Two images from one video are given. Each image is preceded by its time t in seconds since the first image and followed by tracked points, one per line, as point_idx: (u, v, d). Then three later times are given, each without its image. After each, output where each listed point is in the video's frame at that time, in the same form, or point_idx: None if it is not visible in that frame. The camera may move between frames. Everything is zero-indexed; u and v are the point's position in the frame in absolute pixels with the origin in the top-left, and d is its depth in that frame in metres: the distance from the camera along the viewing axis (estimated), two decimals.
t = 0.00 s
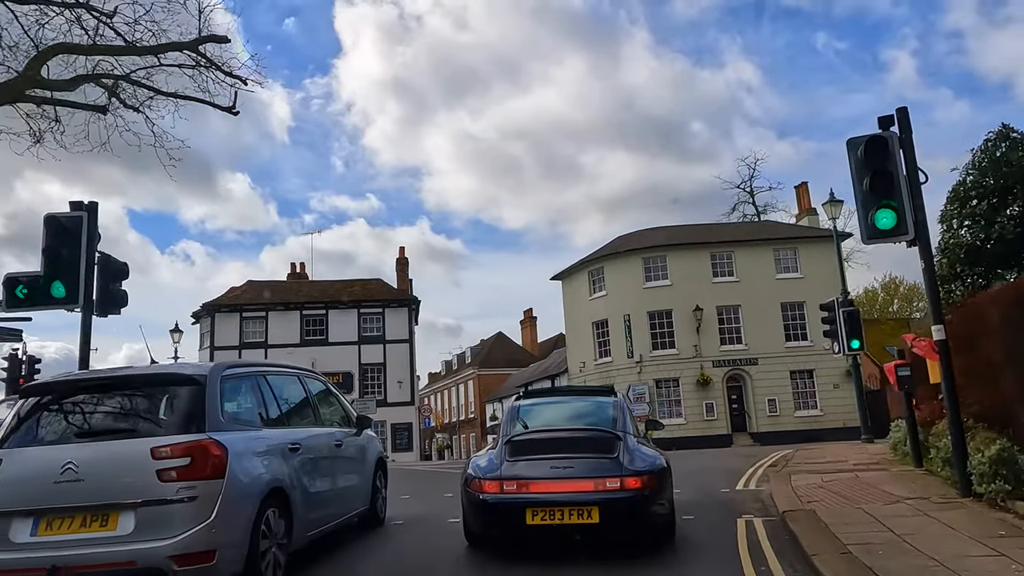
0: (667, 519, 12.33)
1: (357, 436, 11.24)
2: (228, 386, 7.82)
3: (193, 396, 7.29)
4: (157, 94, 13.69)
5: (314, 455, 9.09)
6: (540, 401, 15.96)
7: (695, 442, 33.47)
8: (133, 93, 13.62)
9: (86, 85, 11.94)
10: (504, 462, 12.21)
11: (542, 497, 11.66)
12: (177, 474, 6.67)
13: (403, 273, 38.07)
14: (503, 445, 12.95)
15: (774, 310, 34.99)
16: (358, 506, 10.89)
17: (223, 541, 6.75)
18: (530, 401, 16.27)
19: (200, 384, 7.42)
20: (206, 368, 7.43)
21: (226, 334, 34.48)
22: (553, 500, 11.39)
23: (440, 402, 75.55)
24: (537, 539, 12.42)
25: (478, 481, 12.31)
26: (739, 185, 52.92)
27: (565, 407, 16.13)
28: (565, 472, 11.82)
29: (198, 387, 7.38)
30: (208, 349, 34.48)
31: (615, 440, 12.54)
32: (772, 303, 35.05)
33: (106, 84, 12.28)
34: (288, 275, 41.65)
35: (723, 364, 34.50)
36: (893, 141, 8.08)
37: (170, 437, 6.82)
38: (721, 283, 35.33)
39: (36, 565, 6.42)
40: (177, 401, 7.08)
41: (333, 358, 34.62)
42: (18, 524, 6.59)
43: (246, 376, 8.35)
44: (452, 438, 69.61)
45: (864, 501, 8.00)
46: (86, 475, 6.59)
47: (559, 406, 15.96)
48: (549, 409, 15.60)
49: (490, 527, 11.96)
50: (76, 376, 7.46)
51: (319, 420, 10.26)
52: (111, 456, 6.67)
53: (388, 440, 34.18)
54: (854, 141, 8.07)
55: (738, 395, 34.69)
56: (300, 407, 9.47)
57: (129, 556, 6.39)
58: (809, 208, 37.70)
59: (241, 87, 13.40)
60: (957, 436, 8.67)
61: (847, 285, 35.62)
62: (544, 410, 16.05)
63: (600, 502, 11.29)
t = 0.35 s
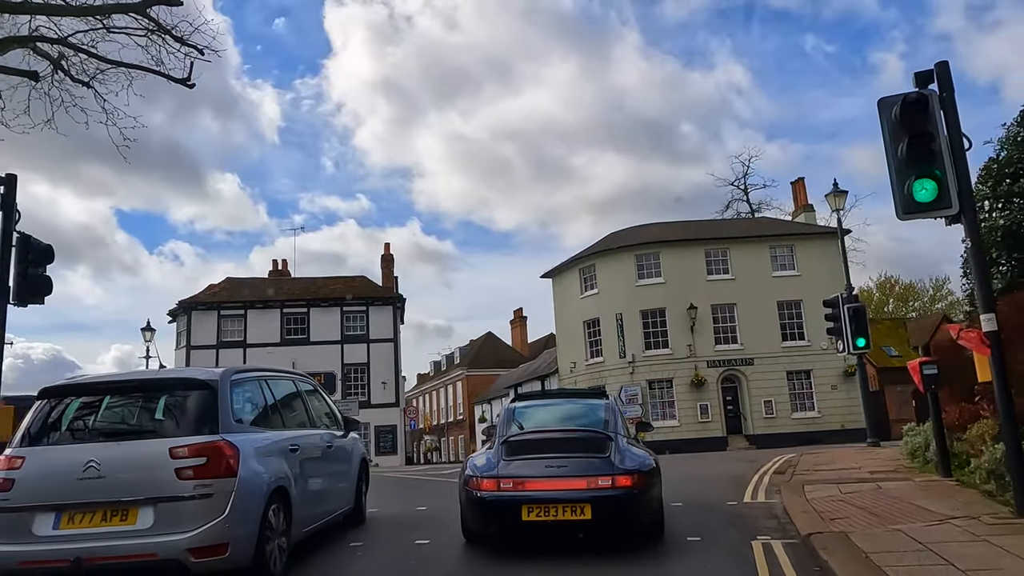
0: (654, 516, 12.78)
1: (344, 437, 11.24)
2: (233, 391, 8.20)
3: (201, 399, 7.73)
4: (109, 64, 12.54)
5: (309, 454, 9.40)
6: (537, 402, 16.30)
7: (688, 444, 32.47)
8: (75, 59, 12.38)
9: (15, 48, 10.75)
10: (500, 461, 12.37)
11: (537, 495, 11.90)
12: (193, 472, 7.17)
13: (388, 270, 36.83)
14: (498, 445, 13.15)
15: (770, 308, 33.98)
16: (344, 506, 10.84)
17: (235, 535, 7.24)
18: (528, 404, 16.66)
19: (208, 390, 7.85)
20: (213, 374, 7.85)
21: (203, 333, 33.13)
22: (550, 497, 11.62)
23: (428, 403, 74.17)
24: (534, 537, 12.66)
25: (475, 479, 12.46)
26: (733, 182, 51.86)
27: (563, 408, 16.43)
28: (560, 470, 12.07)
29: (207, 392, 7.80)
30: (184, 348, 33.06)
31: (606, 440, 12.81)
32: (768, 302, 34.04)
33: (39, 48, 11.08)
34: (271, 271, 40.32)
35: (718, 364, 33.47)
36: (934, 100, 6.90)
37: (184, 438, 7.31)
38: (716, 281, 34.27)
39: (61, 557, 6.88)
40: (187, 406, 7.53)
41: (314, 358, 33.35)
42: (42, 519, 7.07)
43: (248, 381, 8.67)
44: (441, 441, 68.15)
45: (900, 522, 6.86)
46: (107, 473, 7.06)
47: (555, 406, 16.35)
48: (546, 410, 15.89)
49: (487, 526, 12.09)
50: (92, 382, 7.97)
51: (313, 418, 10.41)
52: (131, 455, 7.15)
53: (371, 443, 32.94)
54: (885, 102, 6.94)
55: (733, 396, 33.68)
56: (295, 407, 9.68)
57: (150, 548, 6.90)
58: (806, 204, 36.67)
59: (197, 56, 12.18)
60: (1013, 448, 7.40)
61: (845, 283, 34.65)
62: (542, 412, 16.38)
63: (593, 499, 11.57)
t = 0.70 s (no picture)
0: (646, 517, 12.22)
1: (311, 440, 10.14)
2: (222, 392, 7.55)
3: (195, 401, 7.04)
4: (45, 23, 11.19)
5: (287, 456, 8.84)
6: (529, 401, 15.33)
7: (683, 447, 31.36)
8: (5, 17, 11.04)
9: None
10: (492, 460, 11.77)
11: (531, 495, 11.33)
12: (188, 471, 6.53)
13: (372, 266, 35.49)
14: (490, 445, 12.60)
15: (767, 306, 32.86)
16: (306, 507, 9.65)
17: (227, 530, 6.63)
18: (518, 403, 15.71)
19: (200, 390, 7.17)
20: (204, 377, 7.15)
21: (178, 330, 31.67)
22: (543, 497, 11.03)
23: (416, 404, 72.77)
24: (529, 539, 12.08)
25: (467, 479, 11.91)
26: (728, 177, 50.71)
27: (557, 409, 15.56)
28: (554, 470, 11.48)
29: (198, 392, 7.14)
30: (157, 347, 31.58)
31: (596, 441, 12.26)
32: (765, 300, 32.93)
33: None
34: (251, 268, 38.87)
35: (713, 364, 32.32)
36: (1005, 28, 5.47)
37: (179, 437, 6.66)
38: (711, 278, 33.14)
39: (61, 552, 6.19)
40: (179, 406, 6.84)
41: (293, 357, 31.94)
42: (35, 516, 6.32)
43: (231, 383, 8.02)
44: (428, 442, 66.72)
45: (958, 552, 5.66)
46: (103, 470, 6.35)
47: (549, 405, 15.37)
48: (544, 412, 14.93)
49: (478, 527, 11.54)
50: (75, 381, 7.14)
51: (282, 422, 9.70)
52: (125, 454, 6.45)
53: (353, 446, 31.46)
54: (940, 39, 5.67)
55: (729, 397, 32.58)
56: (271, 409, 9.07)
57: (146, 544, 6.27)
58: (803, 199, 35.56)
59: (145, 18, 10.92)
60: None
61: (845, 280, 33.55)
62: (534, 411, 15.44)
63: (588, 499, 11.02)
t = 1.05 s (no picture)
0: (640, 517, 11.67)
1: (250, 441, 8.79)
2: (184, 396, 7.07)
3: (164, 401, 6.55)
4: None
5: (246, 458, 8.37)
6: (520, 401, 14.35)
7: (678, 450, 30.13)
8: None
9: None
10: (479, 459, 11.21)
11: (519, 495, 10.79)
12: (155, 471, 6.08)
13: (354, 262, 34.01)
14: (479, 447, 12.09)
15: (764, 303, 31.62)
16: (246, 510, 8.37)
17: (193, 529, 6.20)
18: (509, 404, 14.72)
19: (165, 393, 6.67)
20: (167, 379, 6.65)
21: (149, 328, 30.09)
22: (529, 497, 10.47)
23: (403, 406, 71.20)
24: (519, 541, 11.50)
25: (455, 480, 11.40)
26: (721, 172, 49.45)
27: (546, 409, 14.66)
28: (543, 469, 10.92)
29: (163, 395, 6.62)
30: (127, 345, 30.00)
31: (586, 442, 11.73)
32: (762, 296, 31.68)
33: None
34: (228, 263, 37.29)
35: (709, 363, 31.03)
36: None
37: (147, 436, 6.18)
38: (707, 274, 31.86)
39: (22, 551, 5.72)
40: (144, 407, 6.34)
41: (270, 356, 30.38)
42: None
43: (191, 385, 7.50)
44: (415, 445, 65.20)
45: None
46: (70, 469, 5.86)
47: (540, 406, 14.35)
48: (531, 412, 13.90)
49: (465, 530, 10.96)
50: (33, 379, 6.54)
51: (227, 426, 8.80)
52: (92, 454, 5.96)
53: (332, 449, 29.94)
54: None
55: (725, 398, 31.30)
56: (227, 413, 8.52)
57: (113, 542, 5.81)
58: (802, 192, 34.34)
59: None
60: None
61: (845, 277, 32.33)
62: (526, 411, 14.45)
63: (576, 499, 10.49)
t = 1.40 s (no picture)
0: (626, 518, 12.05)
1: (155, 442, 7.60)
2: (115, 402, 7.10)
3: (95, 404, 6.56)
4: None
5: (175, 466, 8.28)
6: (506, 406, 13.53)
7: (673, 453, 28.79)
8: None
9: None
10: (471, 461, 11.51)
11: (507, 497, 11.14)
12: (91, 473, 6.09)
13: (336, 256, 32.47)
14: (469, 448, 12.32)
15: (764, 300, 30.30)
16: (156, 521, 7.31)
17: (129, 528, 6.22)
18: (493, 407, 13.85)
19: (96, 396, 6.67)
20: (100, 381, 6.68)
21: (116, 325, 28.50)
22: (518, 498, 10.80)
23: (390, 407, 69.69)
24: (508, 541, 11.76)
25: (445, 482, 11.71)
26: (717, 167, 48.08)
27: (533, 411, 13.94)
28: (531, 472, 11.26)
29: (93, 398, 6.64)
30: (93, 343, 28.38)
31: (574, 444, 11.97)
32: (762, 293, 30.36)
33: None
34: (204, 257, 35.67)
35: (706, 363, 29.68)
36: None
37: (81, 439, 6.19)
38: (704, 270, 30.52)
39: None
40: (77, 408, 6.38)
41: (244, 355, 28.81)
42: None
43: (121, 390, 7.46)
44: (403, 446, 63.60)
45: None
46: None
47: (526, 410, 13.51)
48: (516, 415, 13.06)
49: (456, 528, 11.23)
50: None
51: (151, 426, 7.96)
52: (23, 455, 5.95)
53: (311, 452, 28.39)
54: None
55: (723, 398, 29.95)
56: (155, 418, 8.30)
57: (51, 543, 5.84)
58: (802, 185, 33.02)
59: None
60: None
61: (847, 272, 31.05)
62: (512, 414, 13.60)
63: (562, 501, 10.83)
